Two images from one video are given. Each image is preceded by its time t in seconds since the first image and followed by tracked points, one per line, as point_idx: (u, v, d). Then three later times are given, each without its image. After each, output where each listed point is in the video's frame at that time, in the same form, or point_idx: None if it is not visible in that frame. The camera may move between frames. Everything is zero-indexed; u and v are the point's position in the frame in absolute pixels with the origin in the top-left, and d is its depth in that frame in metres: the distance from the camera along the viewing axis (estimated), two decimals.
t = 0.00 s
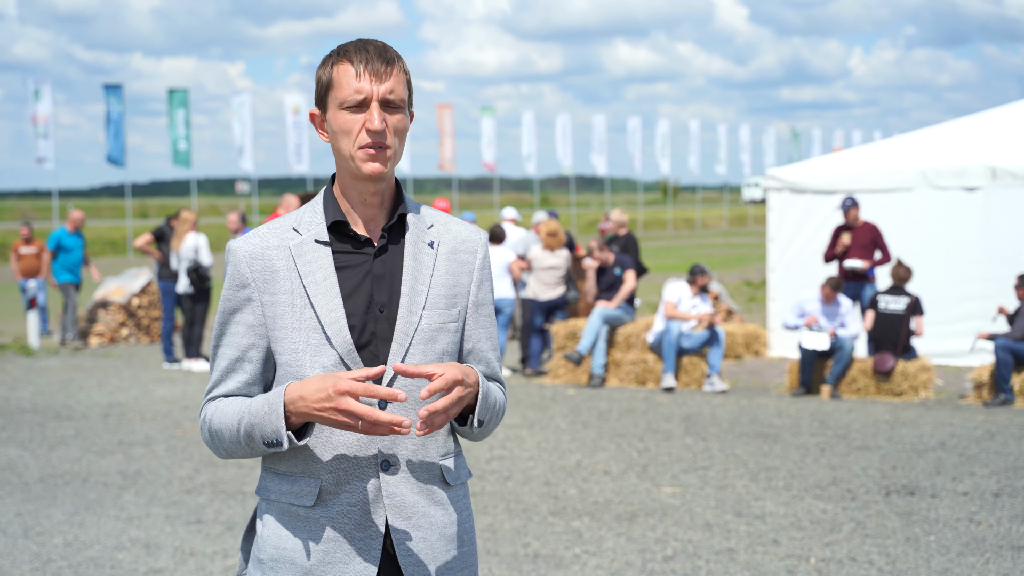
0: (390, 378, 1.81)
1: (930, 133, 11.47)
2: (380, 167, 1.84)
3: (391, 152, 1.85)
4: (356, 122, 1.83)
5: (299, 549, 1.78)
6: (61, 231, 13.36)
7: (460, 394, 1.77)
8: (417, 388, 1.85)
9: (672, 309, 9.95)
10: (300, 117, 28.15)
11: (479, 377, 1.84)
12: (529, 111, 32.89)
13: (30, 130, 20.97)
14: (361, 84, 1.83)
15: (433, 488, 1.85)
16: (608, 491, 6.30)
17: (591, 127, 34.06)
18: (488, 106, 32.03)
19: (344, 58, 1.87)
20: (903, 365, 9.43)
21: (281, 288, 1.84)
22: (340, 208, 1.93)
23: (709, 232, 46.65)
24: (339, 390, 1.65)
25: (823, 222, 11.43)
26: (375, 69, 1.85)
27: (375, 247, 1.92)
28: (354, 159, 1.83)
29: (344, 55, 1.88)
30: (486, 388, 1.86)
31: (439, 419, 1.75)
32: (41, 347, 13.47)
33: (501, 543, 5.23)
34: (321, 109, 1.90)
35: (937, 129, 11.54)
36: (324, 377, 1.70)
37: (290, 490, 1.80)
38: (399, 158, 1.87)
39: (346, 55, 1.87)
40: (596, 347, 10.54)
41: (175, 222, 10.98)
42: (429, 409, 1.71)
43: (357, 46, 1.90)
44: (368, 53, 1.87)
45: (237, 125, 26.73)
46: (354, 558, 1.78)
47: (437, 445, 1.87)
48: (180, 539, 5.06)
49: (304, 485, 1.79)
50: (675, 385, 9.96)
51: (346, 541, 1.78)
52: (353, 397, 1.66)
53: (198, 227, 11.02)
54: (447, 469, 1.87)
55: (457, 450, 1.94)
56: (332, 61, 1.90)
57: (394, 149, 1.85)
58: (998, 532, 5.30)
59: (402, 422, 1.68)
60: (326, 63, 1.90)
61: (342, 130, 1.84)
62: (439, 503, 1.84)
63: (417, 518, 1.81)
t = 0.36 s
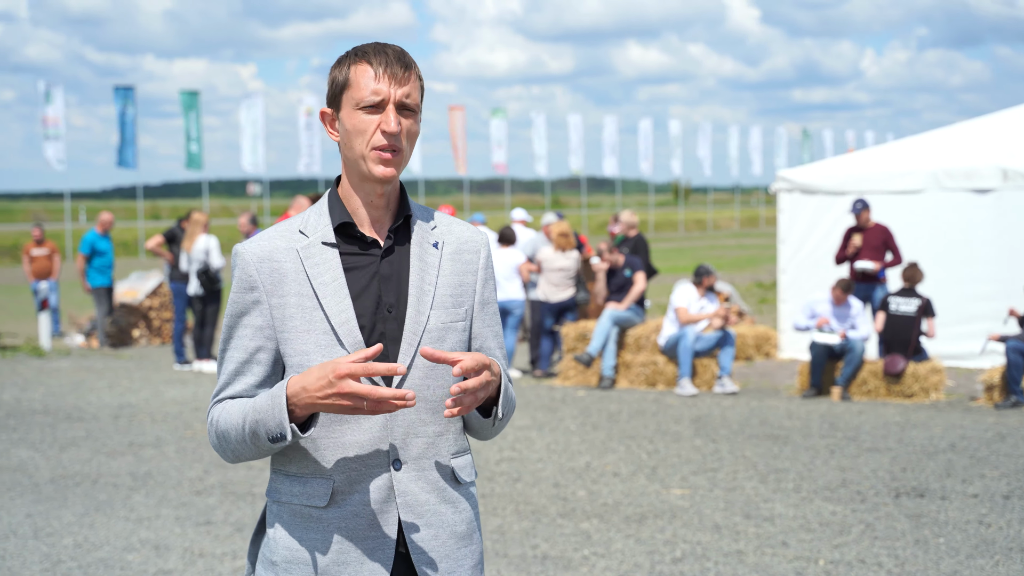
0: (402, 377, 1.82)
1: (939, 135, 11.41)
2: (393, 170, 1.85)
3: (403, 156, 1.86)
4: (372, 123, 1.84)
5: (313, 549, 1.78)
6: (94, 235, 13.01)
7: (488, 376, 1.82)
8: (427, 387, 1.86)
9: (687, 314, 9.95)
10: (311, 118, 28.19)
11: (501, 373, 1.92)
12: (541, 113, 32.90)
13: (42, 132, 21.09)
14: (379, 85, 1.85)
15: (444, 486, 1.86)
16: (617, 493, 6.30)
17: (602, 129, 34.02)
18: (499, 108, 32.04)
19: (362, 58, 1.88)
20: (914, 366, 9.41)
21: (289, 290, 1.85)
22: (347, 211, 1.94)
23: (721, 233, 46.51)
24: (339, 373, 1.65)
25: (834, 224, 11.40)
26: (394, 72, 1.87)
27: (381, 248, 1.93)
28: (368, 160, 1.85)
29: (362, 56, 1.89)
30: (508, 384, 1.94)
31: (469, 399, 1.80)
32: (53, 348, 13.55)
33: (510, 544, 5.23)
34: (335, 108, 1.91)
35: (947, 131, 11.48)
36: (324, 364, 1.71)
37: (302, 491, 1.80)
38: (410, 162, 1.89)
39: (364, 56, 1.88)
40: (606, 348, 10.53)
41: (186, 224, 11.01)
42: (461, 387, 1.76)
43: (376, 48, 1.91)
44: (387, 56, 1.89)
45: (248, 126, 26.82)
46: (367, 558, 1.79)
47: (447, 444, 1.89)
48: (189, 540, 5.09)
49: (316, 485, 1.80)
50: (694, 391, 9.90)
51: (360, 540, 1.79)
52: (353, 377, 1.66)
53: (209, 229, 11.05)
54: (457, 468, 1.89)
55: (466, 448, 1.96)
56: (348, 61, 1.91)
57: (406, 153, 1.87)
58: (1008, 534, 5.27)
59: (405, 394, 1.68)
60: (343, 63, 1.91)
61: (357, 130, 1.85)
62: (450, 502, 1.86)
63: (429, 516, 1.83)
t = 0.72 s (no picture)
0: (404, 377, 1.83)
1: (951, 134, 11.36)
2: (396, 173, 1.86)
3: (407, 160, 1.87)
4: (378, 125, 1.84)
5: (316, 547, 1.80)
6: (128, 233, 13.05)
7: (477, 396, 1.79)
8: (430, 388, 1.87)
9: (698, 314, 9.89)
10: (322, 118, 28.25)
11: (493, 377, 1.88)
12: (551, 112, 32.89)
13: (54, 132, 21.21)
14: (388, 87, 1.85)
15: (446, 484, 1.87)
16: (626, 492, 6.30)
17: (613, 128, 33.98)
18: (510, 107, 32.06)
19: (372, 59, 1.89)
20: (924, 366, 9.37)
21: (292, 291, 1.86)
22: (350, 211, 1.95)
23: (733, 232, 46.40)
24: (336, 394, 1.67)
25: (845, 223, 11.33)
26: (404, 75, 1.87)
27: (384, 248, 1.94)
28: (372, 162, 1.85)
29: (372, 57, 1.89)
30: (501, 388, 1.90)
31: (457, 420, 1.77)
32: (64, 347, 13.63)
33: (518, 543, 5.24)
34: (342, 106, 1.91)
35: (959, 130, 11.43)
36: (323, 381, 1.72)
37: (306, 490, 1.82)
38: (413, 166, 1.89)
39: (375, 57, 1.89)
40: (616, 347, 10.53)
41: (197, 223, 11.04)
42: (447, 410, 1.73)
43: (387, 50, 1.92)
44: (397, 58, 1.89)
45: (260, 126, 26.90)
46: (369, 557, 1.80)
47: (450, 444, 1.89)
48: (199, 539, 5.11)
49: (320, 483, 1.81)
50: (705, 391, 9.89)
51: (362, 539, 1.80)
52: (350, 401, 1.67)
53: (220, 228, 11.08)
54: (460, 467, 1.89)
55: (469, 447, 1.96)
56: (358, 61, 1.92)
57: (410, 157, 1.88)
58: (1018, 535, 5.25)
59: (397, 421, 1.70)
60: (353, 62, 1.92)
61: (362, 132, 1.85)
62: (452, 501, 1.87)
63: (430, 515, 1.84)
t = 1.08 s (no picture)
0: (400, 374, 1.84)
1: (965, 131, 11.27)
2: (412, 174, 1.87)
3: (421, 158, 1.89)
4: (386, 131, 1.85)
5: (310, 543, 1.81)
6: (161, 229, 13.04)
7: (459, 389, 1.75)
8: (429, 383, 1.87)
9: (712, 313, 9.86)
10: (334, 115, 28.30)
11: (485, 375, 1.83)
12: (563, 110, 32.87)
13: (66, 129, 21.29)
14: (388, 92, 1.85)
15: (444, 482, 1.86)
16: (635, 490, 6.29)
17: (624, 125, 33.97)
18: (522, 105, 32.07)
19: (364, 66, 1.87)
20: (935, 364, 9.33)
21: (293, 287, 1.87)
22: (353, 209, 1.96)
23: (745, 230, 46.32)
24: (323, 384, 1.69)
25: (856, 221, 11.31)
26: (401, 76, 1.86)
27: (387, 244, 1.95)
28: (386, 167, 1.86)
29: (364, 63, 1.87)
30: (493, 386, 1.84)
31: (435, 411, 1.74)
32: (76, 344, 13.69)
33: (527, 540, 5.24)
34: (339, 116, 1.89)
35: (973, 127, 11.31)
36: (314, 372, 1.73)
37: (303, 484, 1.83)
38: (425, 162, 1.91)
39: (366, 63, 1.87)
40: (626, 345, 10.52)
41: (208, 220, 11.04)
42: (421, 400, 1.70)
43: (374, 52, 1.90)
44: (389, 59, 1.88)
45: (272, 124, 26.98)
46: (363, 554, 1.81)
47: (450, 439, 1.89)
48: (208, 535, 5.13)
49: (316, 479, 1.82)
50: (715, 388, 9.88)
51: (357, 534, 1.81)
52: (336, 391, 1.69)
53: (231, 225, 11.06)
54: (459, 463, 1.88)
55: (473, 444, 1.95)
56: (347, 68, 1.89)
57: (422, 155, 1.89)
58: None
59: (384, 410, 1.69)
60: (341, 71, 1.89)
61: (372, 140, 1.85)
62: (450, 498, 1.86)
63: (427, 512, 1.83)
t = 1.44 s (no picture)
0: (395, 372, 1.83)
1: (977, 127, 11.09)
2: (397, 188, 1.87)
3: (408, 171, 1.87)
4: (372, 147, 1.84)
5: (305, 538, 1.81)
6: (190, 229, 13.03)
7: (445, 401, 1.74)
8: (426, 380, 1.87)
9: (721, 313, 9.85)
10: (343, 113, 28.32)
11: (474, 379, 1.80)
12: (574, 108, 32.84)
13: (77, 127, 21.34)
14: (373, 108, 1.82)
15: (441, 479, 1.85)
16: (642, 487, 6.28)
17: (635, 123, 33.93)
18: (532, 103, 32.07)
19: (353, 76, 1.84)
20: (945, 361, 9.27)
21: (289, 286, 1.87)
22: (350, 209, 1.96)
23: (755, 228, 46.20)
24: (304, 403, 1.69)
25: (866, 219, 11.26)
26: (388, 90, 1.83)
27: (383, 242, 1.95)
28: (372, 181, 1.86)
29: (353, 73, 1.84)
30: (484, 391, 1.82)
31: (421, 427, 1.74)
32: (86, 341, 13.73)
33: (534, 538, 5.23)
34: (331, 122, 1.89)
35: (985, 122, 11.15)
36: (299, 386, 1.73)
37: (299, 481, 1.83)
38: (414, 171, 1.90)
39: (355, 73, 1.84)
40: (635, 343, 10.50)
41: (218, 218, 11.05)
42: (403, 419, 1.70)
43: (366, 59, 1.86)
44: (379, 70, 1.84)
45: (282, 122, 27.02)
46: (357, 550, 1.80)
47: (446, 436, 1.87)
48: (216, 532, 5.14)
49: (313, 476, 1.82)
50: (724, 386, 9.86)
51: (352, 530, 1.80)
52: (316, 412, 1.69)
53: (240, 222, 11.07)
54: (456, 462, 1.87)
55: (474, 441, 1.94)
56: (339, 74, 1.87)
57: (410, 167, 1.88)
58: None
59: (356, 438, 1.68)
60: (333, 77, 1.87)
61: (358, 153, 1.85)
62: (447, 495, 1.85)
63: (424, 509, 1.82)
